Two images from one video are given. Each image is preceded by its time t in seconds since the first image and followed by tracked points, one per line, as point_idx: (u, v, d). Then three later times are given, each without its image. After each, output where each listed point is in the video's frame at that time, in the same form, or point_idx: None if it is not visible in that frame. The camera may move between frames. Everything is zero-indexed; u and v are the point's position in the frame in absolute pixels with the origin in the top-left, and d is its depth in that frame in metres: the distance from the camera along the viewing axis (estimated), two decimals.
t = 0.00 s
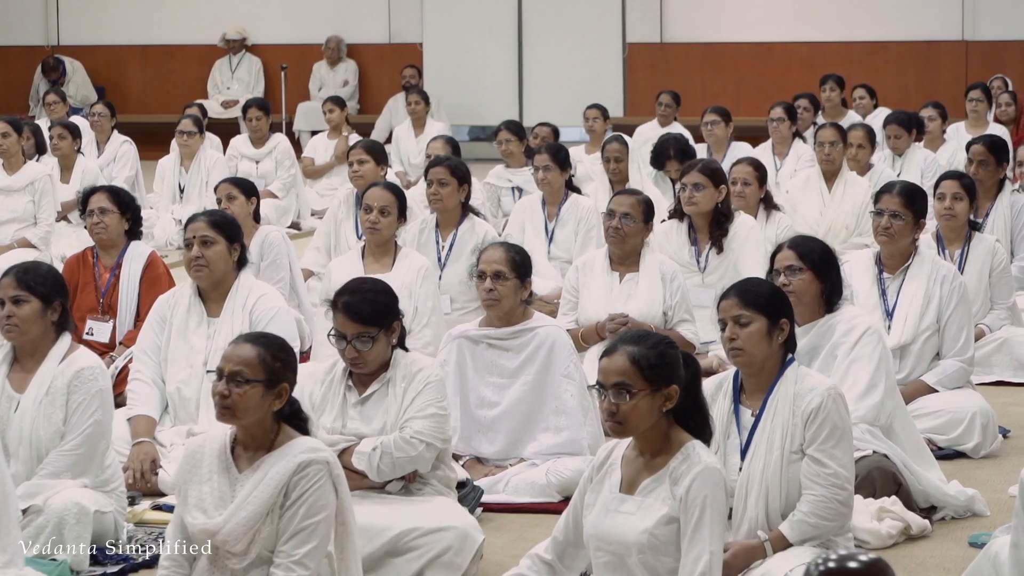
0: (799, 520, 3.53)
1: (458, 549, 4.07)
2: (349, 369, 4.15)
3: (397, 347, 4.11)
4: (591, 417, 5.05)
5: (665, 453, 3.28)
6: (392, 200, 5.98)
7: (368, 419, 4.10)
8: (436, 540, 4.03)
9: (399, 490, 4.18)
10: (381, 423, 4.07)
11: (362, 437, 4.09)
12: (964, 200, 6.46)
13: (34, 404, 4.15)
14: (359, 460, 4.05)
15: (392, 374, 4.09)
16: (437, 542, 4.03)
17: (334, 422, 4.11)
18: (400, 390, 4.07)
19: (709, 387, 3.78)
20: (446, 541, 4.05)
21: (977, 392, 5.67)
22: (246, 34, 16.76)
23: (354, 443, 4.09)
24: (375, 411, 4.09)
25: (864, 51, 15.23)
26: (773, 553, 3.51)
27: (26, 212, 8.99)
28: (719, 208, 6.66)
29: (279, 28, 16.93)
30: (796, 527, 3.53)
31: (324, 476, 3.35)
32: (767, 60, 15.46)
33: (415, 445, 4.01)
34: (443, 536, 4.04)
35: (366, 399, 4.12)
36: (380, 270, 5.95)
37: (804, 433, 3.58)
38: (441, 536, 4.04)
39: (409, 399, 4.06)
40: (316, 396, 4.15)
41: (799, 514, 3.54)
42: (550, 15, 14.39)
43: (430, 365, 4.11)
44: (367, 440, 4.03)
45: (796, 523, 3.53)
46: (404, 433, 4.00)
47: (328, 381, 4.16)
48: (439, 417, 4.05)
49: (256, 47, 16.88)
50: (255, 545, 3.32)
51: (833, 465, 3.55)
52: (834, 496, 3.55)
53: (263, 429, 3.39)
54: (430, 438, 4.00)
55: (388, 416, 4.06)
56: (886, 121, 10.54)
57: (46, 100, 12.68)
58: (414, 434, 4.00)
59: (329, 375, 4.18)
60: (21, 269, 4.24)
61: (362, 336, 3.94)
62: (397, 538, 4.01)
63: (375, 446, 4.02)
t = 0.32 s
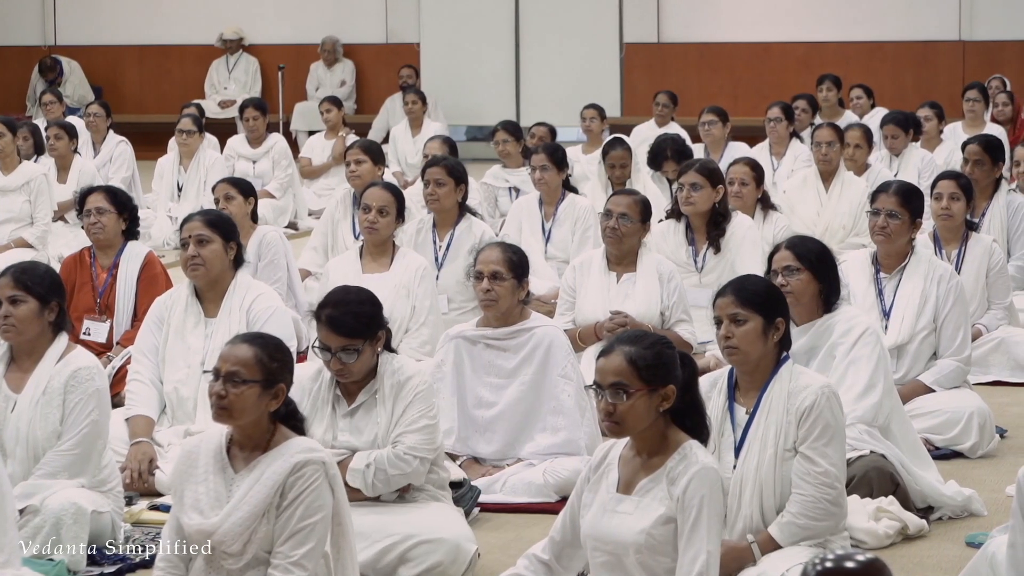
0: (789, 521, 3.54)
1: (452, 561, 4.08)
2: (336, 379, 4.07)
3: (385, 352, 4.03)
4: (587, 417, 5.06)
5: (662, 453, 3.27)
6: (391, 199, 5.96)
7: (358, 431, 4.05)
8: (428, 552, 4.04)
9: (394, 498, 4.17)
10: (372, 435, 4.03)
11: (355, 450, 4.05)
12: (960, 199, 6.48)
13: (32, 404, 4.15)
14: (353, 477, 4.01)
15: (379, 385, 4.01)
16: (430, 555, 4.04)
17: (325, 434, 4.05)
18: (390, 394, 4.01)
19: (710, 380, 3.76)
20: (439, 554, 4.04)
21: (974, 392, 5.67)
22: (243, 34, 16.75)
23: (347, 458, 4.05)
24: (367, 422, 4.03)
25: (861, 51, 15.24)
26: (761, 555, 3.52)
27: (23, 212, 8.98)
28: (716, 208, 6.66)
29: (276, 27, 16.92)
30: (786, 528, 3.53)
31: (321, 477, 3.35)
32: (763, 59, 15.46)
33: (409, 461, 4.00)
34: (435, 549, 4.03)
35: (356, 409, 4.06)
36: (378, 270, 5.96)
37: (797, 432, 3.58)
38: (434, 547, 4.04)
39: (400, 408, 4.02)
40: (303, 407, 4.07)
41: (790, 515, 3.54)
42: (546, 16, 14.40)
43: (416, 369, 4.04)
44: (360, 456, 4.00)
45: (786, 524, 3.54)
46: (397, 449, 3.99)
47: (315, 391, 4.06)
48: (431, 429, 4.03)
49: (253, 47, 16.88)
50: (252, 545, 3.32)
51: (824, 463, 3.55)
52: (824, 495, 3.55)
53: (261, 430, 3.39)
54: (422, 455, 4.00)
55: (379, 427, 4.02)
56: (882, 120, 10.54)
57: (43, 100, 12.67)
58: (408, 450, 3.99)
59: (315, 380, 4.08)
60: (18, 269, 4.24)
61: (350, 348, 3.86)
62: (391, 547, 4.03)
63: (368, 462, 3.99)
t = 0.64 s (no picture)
0: (783, 522, 3.54)
1: (445, 561, 4.06)
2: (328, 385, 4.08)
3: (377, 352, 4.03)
4: (584, 418, 5.05)
5: (659, 453, 3.27)
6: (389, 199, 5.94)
7: (350, 438, 4.06)
8: (420, 553, 4.03)
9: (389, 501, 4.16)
10: (364, 442, 4.03)
11: (349, 457, 4.05)
12: (957, 199, 6.48)
13: (29, 404, 4.15)
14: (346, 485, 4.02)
15: (370, 392, 4.00)
16: (422, 555, 4.03)
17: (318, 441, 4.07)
18: (381, 398, 3.99)
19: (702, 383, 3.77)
20: (431, 554, 4.03)
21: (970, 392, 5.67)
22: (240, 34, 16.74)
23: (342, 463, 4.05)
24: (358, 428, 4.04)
25: (857, 51, 15.25)
26: (756, 557, 3.54)
27: (19, 211, 8.95)
28: (713, 208, 6.68)
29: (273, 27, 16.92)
30: (781, 529, 3.54)
31: (318, 477, 3.35)
32: (760, 59, 15.48)
33: (401, 470, 4.00)
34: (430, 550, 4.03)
35: (348, 414, 4.06)
36: (375, 269, 5.97)
37: (791, 430, 3.57)
38: (428, 547, 4.03)
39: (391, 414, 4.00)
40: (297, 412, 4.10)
41: (783, 517, 3.54)
42: (542, 16, 14.41)
43: (405, 373, 4.01)
44: (353, 465, 4.00)
45: (780, 525, 3.54)
46: (389, 458, 3.98)
47: (308, 393, 4.09)
48: (421, 435, 4.00)
49: (250, 47, 16.87)
50: (248, 546, 3.31)
51: (817, 463, 3.55)
52: (817, 494, 3.55)
53: (257, 430, 3.39)
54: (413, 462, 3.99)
55: (370, 433, 4.02)
56: (879, 121, 10.56)
57: (40, 100, 12.65)
58: (399, 458, 3.98)
59: (305, 387, 4.11)
60: (14, 270, 4.24)
61: (341, 357, 3.87)
62: (384, 548, 4.04)
63: (361, 471, 4.00)
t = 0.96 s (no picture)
0: (779, 522, 3.55)
1: (441, 562, 4.06)
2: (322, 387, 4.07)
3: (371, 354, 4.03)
4: (581, 418, 5.06)
5: (656, 453, 3.27)
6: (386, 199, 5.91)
7: (345, 442, 4.07)
8: (416, 553, 4.03)
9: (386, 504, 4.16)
10: (359, 446, 4.05)
11: (344, 461, 4.06)
12: (954, 200, 6.48)
13: (26, 404, 4.15)
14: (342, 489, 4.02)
15: (365, 394, 4.01)
16: (420, 555, 4.03)
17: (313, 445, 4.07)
18: (376, 401, 4.00)
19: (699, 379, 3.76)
20: (427, 554, 4.03)
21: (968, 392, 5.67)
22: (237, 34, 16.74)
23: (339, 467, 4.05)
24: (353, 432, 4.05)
25: (855, 51, 15.24)
26: (751, 558, 3.55)
27: (16, 212, 8.94)
28: (710, 208, 6.68)
29: (270, 27, 16.92)
30: (776, 530, 3.54)
31: (314, 476, 3.34)
32: (757, 59, 15.48)
33: (397, 475, 4.02)
34: (425, 551, 4.03)
35: (343, 418, 4.07)
36: (373, 269, 5.96)
37: (786, 429, 3.58)
38: (424, 547, 4.03)
39: (388, 417, 4.01)
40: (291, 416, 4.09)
41: (778, 517, 3.55)
42: (538, 16, 14.42)
43: (401, 376, 4.02)
44: (349, 469, 4.01)
45: (775, 525, 3.54)
46: (385, 463, 3.99)
47: (302, 397, 4.06)
48: (417, 439, 4.02)
49: (247, 47, 16.88)
50: (246, 546, 3.31)
51: (812, 462, 3.55)
52: (813, 494, 3.55)
53: (253, 430, 3.39)
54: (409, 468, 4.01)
55: (366, 437, 4.03)
56: (876, 120, 10.56)
57: (37, 100, 12.64)
58: (394, 463, 4.00)
59: (298, 391, 4.07)
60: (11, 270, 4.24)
61: (340, 362, 3.85)
62: (381, 550, 4.04)
63: (357, 475, 4.01)
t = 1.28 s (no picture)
0: (775, 522, 3.55)
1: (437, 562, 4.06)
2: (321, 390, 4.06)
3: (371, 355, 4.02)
4: (579, 418, 5.05)
5: (653, 453, 3.27)
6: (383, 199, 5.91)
7: (343, 445, 4.07)
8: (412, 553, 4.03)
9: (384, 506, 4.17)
10: (357, 450, 4.05)
11: (343, 464, 4.07)
12: (951, 199, 6.48)
13: (22, 404, 4.14)
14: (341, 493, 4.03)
15: (365, 397, 4.00)
16: (409, 545, 4.03)
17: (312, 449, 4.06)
18: (374, 404, 4.00)
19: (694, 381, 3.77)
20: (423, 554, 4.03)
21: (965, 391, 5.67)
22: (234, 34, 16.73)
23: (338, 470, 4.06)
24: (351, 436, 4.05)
25: (852, 52, 15.25)
26: (747, 559, 3.56)
27: (14, 212, 8.94)
28: (707, 208, 6.68)
29: (268, 27, 16.91)
30: (772, 530, 3.55)
31: (312, 476, 3.34)
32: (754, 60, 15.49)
33: (397, 480, 4.04)
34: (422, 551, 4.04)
35: (341, 422, 4.06)
36: (370, 270, 5.96)
37: (783, 429, 3.58)
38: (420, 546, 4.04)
39: (389, 420, 4.01)
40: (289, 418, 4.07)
41: (774, 517, 3.55)
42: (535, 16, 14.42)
43: (400, 379, 4.02)
44: (348, 473, 4.02)
45: (772, 526, 3.55)
46: (383, 468, 4.01)
47: (301, 402, 4.05)
48: (417, 444, 4.03)
49: (244, 47, 16.87)
50: (243, 545, 3.32)
51: (809, 462, 3.54)
52: (810, 494, 3.55)
53: (250, 430, 3.39)
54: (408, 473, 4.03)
55: (365, 440, 4.04)
56: (873, 121, 10.56)
57: (34, 100, 12.63)
58: (394, 469, 4.02)
59: (298, 393, 4.05)
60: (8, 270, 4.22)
61: (343, 367, 3.85)
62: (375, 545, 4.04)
63: (356, 480, 4.02)
